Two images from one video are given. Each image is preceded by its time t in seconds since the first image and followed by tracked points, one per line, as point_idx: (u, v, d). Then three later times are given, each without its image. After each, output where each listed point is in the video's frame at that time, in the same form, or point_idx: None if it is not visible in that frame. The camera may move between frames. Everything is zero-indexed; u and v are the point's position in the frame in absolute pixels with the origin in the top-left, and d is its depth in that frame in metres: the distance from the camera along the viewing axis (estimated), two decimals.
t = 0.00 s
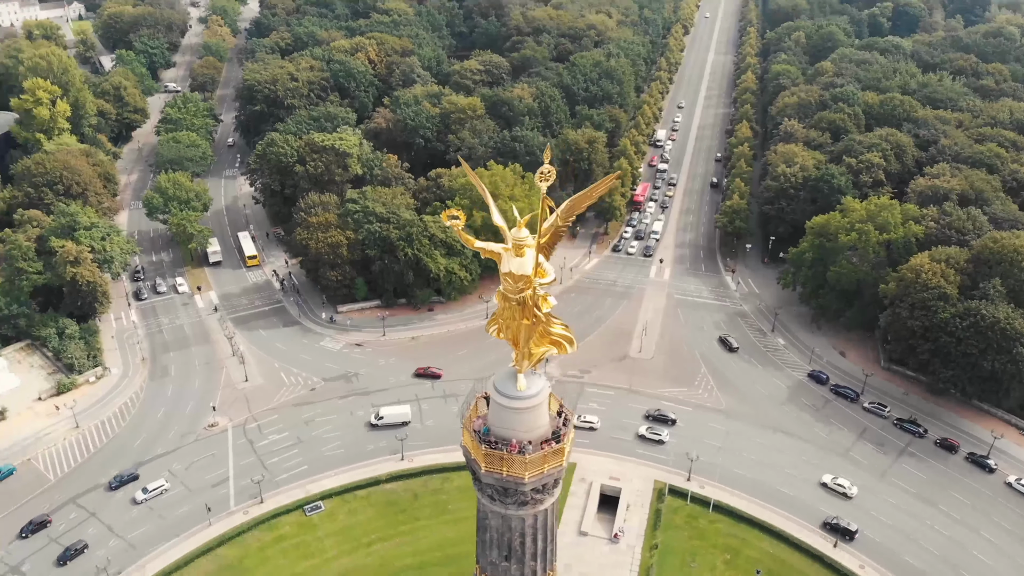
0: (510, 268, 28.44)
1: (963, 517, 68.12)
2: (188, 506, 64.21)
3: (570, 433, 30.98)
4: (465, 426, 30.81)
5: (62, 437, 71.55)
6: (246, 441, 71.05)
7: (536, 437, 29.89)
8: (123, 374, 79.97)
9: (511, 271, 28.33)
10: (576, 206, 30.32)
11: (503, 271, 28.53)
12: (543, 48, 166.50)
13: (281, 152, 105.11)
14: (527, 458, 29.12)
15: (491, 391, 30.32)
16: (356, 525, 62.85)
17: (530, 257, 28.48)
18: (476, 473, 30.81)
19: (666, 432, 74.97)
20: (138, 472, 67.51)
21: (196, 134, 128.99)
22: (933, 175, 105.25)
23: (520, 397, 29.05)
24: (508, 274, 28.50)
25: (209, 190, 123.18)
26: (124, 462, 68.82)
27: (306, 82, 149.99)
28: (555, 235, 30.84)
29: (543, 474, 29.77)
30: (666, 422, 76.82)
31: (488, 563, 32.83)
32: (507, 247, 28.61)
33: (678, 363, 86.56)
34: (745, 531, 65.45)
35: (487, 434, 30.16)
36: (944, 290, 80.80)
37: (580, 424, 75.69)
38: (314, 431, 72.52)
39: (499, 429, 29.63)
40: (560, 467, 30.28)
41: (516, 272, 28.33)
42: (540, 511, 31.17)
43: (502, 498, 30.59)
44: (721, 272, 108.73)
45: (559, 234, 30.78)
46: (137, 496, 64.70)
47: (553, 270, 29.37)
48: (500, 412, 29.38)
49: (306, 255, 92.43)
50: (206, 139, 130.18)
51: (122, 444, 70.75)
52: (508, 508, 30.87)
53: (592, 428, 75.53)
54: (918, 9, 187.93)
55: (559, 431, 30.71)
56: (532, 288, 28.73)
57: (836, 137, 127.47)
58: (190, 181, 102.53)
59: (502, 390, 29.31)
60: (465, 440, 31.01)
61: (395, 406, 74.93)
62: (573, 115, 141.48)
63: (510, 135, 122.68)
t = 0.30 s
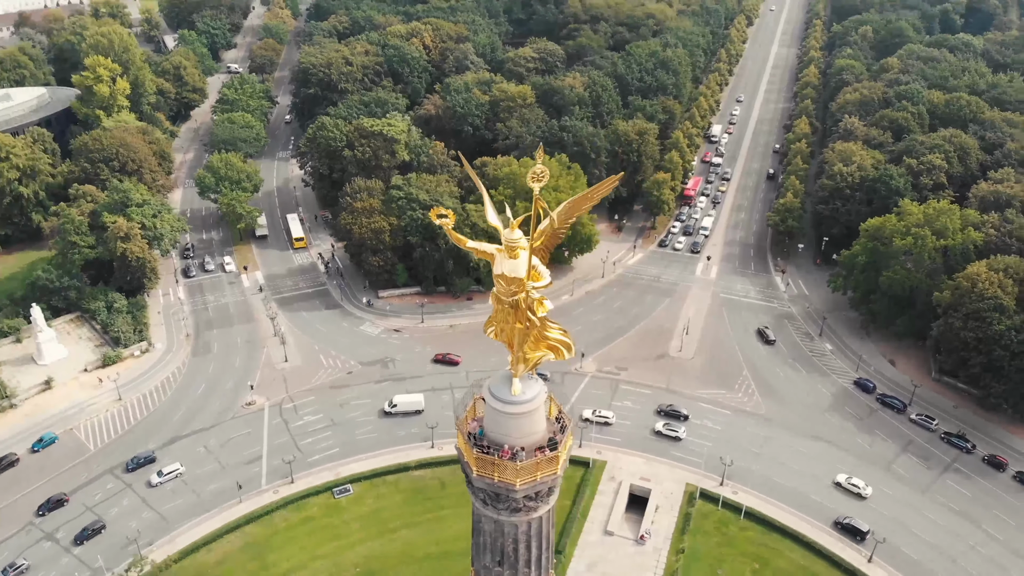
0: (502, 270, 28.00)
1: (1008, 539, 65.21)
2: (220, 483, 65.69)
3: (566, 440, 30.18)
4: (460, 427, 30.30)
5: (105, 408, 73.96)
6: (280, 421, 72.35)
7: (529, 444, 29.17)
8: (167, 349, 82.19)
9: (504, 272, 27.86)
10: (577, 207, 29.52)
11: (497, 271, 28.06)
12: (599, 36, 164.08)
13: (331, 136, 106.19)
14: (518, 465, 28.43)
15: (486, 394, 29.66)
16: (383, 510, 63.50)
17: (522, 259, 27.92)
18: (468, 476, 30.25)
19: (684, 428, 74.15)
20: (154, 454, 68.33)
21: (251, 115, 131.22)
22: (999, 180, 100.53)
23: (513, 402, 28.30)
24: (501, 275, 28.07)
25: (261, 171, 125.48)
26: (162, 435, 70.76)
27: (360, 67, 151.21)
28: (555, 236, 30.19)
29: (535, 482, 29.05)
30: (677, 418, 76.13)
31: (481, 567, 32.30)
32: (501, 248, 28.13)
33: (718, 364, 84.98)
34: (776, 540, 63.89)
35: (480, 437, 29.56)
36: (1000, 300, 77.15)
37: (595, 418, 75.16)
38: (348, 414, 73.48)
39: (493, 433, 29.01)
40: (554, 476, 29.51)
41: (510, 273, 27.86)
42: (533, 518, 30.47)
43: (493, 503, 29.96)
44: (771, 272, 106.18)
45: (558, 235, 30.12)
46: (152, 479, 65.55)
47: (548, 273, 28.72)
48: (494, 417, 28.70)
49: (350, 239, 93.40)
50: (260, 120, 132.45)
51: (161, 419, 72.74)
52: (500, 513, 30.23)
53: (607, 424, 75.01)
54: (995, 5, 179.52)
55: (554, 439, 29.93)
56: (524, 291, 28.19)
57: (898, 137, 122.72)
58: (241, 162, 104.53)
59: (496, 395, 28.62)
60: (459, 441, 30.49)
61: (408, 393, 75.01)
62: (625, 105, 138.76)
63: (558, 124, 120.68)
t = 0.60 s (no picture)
0: (494, 270, 27.21)
1: None
2: (253, 459, 67.08)
3: (561, 447, 29.42)
4: (456, 427, 29.86)
5: (149, 379, 76.28)
6: (318, 400, 73.56)
7: (521, 449, 28.55)
8: (213, 324, 84.23)
9: (497, 274, 27.11)
10: (572, 206, 28.65)
11: (489, 273, 27.31)
12: (660, 24, 160.53)
13: (383, 120, 106.75)
14: (508, 470, 27.79)
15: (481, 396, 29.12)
16: (410, 495, 63.86)
17: (515, 260, 27.11)
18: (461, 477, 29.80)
19: (703, 425, 73.64)
20: (174, 434, 69.28)
21: (308, 96, 132.86)
22: None
23: (507, 405, 27.69)
24: (493, 275, 27.30)
25: (316, 152, 127.31)
26: (201, 409, 72.59)
27: (417, 50, 151.67)
28: (551, 235, 29.33)
29: (526, 488, 28.36)
30: (693, 413, 75.27)
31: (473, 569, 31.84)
32: (493, 247, 27.30)
33: (763, 366, 82.96)
34: (809, 551, 61.87)
35: (475, 438, 29.13)
36: None
37: (612, 412, 74.49)
38: (384, 397, 74.21)
39: (486, 437, 28.51)
40: (547, 483, 28.78)
41: (502, 275, 27.09)
42: (526, 525, 29.80)
43: (484, 506, 29.39)
44: (825, 273, 102.99)
45: (554, 234, 29.31)
46: (170, 459, 66.49)
47: (542, 275, 27.98)
48: (488, 420, 28.14)
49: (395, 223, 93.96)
50: (317, 101, 134.19)
51: (202, 392, 74.64)
52: (492, 517, 29.66)
53: (625, 417, 74.33)
54: None
55: (549, 445, 29.14)
56: (517, 293, 27.42)
57: (967, 138, 117.21)
58: (295, 142, 106.03)
59: (491, 398, 28.04)
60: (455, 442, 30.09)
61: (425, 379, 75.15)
62: (682, 96, 136.01)
63: (612, 112, 118.41)
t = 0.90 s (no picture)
0: (486, 271, 27.50)
1: None
2: (291, 436, 68.47)
3: (556, 453, 28.93)
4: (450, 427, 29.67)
5: (196, 351, 78.57)
6: (357, 381, 74.64)
7: (512, 454, 28.16)
8: (261, 301, 86.18)
9: (486, 273, 27.39)
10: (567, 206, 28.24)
11: (480, 273, 27.64)
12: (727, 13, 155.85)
13: (438, 104, 106.88)
14: (496, 475, 27.47)
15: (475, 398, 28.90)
16: (441, 480, 64.26)
17: (506, 261, 27.27)
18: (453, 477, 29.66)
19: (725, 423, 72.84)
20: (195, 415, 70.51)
21: (368, 78, 133.92)
22: None
23: (499, 408, 27.46)
24: (484, 276, 27.58)
25: (373, 134, 128.47)
26: (244, 383, 74.41)
27: (478, 34, 151.03)
28: (549, 236, 28.87)
29: (516, 494, 28.02)
30: (708, 408, 74.68)
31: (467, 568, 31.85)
32: (485, 248, 27.53)
33: (810, 373, 80.66)
34: (842, 567, 59.95)
35: (468, 440, 28.88)
36: None
37: (632, 406, 74.27)
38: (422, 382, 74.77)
39: (478, 439, 28.24)
40: (539, 490, 28.38)
41: (490, 275, 27.40)
42: (517, 530, 29.51)
43: (474, 508, 29.20)
44: (883, 279, 99.38)
45: (552, 235, 28.85)
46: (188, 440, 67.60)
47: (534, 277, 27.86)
48: (481, 423, 27.90)
49: (444, 208, 94.26)
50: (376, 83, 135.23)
51: (245, 367, 76.51)
52: (483, 520, 29.44)
53: (642, 411, 74.01)
54: None
55: (543, 452, 28.69)
56: (508, 295, 27.57)
57: None
58: (352, 124, 107.13)
59: (483, 401, 27.84)
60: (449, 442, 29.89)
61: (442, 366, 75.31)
62: (745, 89, 132.46)
63: (670, 103, 116.07)
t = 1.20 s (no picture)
0: (475, 270, 27.26)
1: None
2: (330, 413, 69.82)
3: (549, 459, 28.80)
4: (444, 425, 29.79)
5: (245, 324, 80.68)
6: (398, 362, 75.59)
7: (502, 457, 28.15)
8: (311, 278, 87.90)
9: (476, 273, 27.13)
10: (559, 208, 28.86)
11: (469, 273, 27.39)
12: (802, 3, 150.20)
13: (496, 88, 106.48)
14: (482, 477, 27.48)
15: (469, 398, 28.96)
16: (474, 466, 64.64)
17: (495, 260, 27.04)
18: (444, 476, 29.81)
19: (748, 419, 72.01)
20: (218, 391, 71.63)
21: (431, 59, 134.24)
22: None
23: (491, 410, 27.50)
24: (473, 276, 27.33)
25: (432, 116, 128.94)
26: (288, 358, 76.17)
27: (543, 18, 149.53)
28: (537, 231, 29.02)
29: (504, 498, 27.99)
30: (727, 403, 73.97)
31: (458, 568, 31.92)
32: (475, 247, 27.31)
33: (861, 381, 78.07)
34: None
35: (460, 441, 28.98)
36: None
37: (653, 400, 73.79)
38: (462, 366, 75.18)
39: (470, 440, 28.31)
40: (528, 496, 28.29)
41: (480, 274, 27.11)
42: (506, 534, 29.49)
43: (464, 509, 29.28)
44: (947, 287, 95.27)
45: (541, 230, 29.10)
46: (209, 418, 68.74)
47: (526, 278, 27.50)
48: (472, 424, 27.95)
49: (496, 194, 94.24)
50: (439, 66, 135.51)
51: (291, 342, 78.24)
52: (473, 522, 29.49)
53: (664, 405, 73.43)
54: None
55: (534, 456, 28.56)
56: (497, 295, 27.26)
57: None
58: (410, 105, 107.70)
59: (475, 402, 27.87)
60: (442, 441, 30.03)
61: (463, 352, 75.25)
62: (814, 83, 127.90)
63: (733, 95, 113.00)
